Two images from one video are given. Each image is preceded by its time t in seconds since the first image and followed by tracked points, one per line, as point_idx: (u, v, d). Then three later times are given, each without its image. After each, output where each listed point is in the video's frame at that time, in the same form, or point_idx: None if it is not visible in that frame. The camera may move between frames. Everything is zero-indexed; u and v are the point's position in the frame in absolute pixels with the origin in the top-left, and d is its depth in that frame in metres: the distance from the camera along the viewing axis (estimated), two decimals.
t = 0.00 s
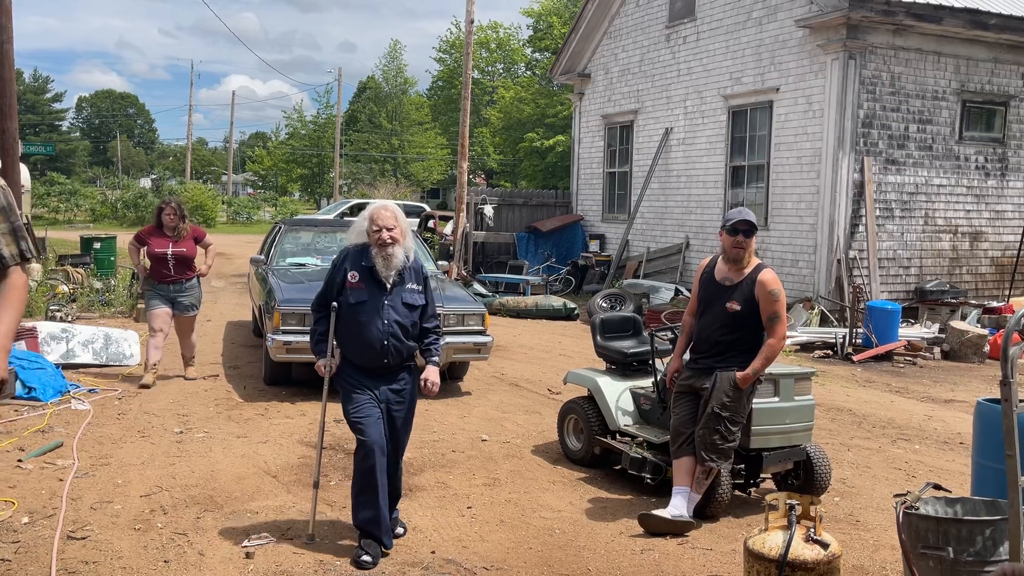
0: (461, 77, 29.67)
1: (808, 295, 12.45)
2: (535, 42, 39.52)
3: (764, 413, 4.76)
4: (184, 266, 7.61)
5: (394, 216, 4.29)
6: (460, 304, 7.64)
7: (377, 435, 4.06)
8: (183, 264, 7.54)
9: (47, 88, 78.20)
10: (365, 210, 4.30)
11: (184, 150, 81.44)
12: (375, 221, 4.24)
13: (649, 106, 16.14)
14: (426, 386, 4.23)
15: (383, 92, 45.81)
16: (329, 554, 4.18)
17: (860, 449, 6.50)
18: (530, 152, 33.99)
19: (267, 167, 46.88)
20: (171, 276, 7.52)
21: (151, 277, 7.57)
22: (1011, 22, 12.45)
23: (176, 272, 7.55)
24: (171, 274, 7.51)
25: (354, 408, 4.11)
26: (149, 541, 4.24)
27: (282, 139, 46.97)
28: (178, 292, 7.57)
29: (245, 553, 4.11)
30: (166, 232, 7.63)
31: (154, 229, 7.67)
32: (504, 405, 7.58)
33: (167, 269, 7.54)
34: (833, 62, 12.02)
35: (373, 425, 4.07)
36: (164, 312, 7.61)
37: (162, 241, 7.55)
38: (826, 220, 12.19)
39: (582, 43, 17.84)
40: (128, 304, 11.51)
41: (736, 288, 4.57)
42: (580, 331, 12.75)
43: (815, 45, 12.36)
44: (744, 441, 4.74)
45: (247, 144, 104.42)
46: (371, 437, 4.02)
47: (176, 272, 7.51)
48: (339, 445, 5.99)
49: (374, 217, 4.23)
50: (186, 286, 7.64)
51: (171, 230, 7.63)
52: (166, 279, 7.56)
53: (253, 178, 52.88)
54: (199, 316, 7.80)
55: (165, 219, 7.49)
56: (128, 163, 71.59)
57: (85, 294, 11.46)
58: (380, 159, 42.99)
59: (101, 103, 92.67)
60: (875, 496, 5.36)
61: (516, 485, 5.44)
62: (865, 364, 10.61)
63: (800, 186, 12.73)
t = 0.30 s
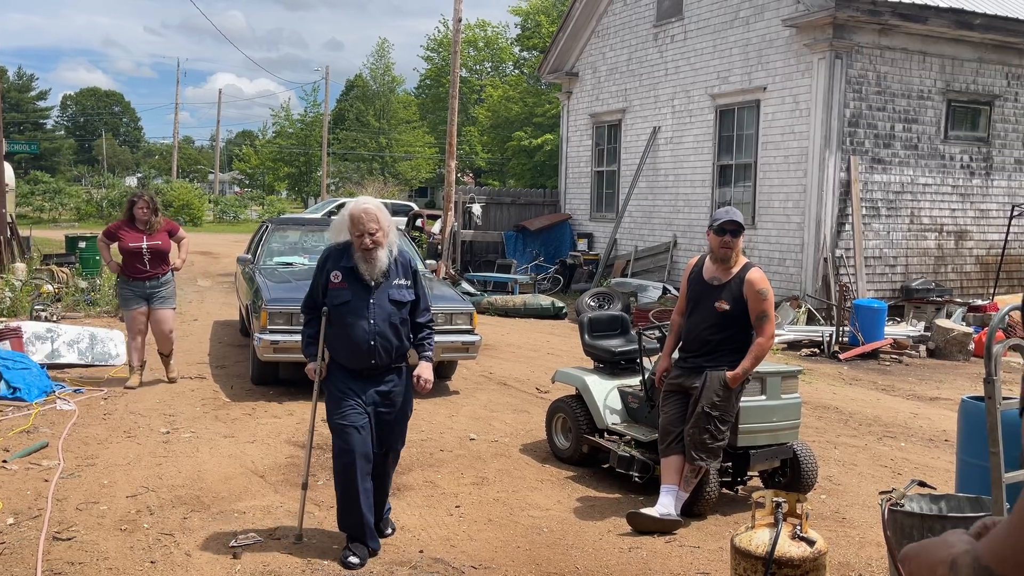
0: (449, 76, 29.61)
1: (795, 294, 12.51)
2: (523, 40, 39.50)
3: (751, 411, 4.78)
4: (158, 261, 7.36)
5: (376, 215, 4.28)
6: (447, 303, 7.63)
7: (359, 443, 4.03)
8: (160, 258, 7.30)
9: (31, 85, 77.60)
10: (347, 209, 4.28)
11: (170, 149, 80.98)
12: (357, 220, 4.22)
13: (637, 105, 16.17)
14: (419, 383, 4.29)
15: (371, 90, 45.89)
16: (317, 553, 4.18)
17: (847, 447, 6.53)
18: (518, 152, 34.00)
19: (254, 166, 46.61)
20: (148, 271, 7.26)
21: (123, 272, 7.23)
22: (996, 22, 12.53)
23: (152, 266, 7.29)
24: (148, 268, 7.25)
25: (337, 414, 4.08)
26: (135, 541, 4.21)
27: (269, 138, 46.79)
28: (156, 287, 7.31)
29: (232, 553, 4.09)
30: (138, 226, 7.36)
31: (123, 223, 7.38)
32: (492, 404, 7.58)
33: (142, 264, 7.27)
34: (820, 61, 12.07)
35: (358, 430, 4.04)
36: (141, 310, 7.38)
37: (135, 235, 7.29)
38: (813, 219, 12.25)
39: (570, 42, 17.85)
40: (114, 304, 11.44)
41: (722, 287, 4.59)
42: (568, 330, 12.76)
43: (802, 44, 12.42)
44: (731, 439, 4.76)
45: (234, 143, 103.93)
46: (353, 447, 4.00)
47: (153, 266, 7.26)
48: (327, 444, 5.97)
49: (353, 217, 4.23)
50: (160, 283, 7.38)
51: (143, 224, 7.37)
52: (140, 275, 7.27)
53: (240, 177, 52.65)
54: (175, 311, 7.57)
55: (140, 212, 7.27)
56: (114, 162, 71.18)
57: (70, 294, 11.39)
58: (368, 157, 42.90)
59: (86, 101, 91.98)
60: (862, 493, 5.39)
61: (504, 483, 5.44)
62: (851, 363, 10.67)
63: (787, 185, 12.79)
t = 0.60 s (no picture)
0: (438, 74, 29.56)
1: (783, 291, 12.56)
2: (512, 38, 39.46)
3: (739, 408, 4.81)
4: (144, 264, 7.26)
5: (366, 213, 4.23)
6: (437, 301, 7.63)
7: (349, 450, 4.01)
8: (147, 260, 7.21)
9: (16, 83, 77.00)
10: (335, 209, 4.23)
11: (157, 147, 80.54)
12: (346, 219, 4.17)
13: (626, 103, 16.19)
14: (418, 384, 4.30)
15: (359, 88, 45.86)
16: (305, 552, 4.17)
17: (835, 443, 6.57)
18: (507, 149, 34.00)
19: (242, 164, 46.43)
20: (134, 273, 7.17)
21: (108, 274, 7.13)
22: (982, 21, 12.60)
23: (137, 268, 7.18)
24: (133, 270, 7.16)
25: (327, 417, 4.05)
26: (124, 541, 4.19)
27: (257, 135, 46.61)
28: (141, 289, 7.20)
29: (221, 553, 4.08)
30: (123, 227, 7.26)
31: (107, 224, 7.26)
32: (482, 402, 7.58)
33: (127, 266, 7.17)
34: (808, 59, 12.11)
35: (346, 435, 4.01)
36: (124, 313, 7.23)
37: (121, 236, 7.19)
38: (801, 216, 12.30)
39: (559, 40, 17.85)
40: (101, 303, 11.37)
41: (712, 285, 4.60)
42: (557, 328, 12.77)
43: (789, 42, 12.46)
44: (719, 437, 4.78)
45: (221, 140, 103.41)
46: (341, 451, 3.99)
47: (138, 268, 7.17)
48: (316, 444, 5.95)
49: (342, 217, 4.18)
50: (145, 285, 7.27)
51: (129, 225, 7.27)
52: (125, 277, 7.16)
53: (228, 175, 52.43)
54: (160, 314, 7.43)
55: (127, 213, 7.19)
56: (100, 160, 70.76)
57: (56, 293, 11.32)
58: (358, 156, 42.81)
59: (71, 98, 91.36)
60: (849, 489, 5.43)
61: (494, 481, 5.45)
62: (839, 360, 10.72)
63: (775, 183, 12.84)
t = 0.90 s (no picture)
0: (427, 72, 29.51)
1: (773, 288, 12.60)
2: (502, 36, 39.40)
3: (729, 404, 4.82)
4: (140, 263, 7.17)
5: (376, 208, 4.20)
6: (427, 299, 7.61)
7: (346, 454, 3.99)
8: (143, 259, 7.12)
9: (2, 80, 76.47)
10: (347, 203, 4.20)
11: (146, 145, 80.15)
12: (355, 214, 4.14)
13: (616, 101, 16.20)
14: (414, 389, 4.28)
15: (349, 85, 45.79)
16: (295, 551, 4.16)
17: (824, 439, 6.60)
18: (498, 147, 34.01)
19: (231, 162, 46.26)
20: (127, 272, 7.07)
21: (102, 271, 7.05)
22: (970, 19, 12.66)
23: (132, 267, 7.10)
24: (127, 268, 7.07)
25: (325, 421, 4.03)
26: (113, 540, 4.17)
27: (246, 133, 46.45)
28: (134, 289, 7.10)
29: (211, 551, 4.07)
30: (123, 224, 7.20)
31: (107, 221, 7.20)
32: (473, 399, 7.57)
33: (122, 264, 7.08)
34: (797, 56, 12.14)
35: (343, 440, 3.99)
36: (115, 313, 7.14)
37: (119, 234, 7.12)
38: (791, 213, 12.34)
39: (549, 38, 17.84)
40: (90, 301, 11.32)
41: (705, 281, 4.61)
42: (548, 325, 12.78)
43: (779, 39, 12.49)
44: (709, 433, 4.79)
45: (210, 138, 102.99)
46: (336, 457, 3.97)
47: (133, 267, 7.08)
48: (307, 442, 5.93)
49: (353, 212, 4.14)
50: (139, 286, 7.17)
51: (129, 223, 7.21)
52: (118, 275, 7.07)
53: (217, 173, 52.25)
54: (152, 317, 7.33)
55: (127, 210, 7.14)
56: (89, 158, 70.39)
57: (45, 291, 11.26)
58: (348, 153, 42.72)
59: (58, 96, 90.80)
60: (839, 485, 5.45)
61: (485, 478, 5.44)
62: (828, 356, 10.77)
63: (765, 180, 12.87)
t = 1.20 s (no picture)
0: (420, 69, 29.45)
1: (765, 285, 12.63)
2: (494, 33, 39.35)
3: (720, 401, 4.83)
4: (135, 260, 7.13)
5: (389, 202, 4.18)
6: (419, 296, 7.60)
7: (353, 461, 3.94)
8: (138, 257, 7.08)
9: None
10: (362, 196, 4.16)
11: (137, 142, 79.81)
12: (367, 208, 4.10)
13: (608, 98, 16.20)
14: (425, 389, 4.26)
15: (341, 83, 45.71)
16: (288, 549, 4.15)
17: (816, 435, 6.61)
18: (490, 144, 33.97)
19: (223, 160, 46.09)
20: (123, 270, 7.04)
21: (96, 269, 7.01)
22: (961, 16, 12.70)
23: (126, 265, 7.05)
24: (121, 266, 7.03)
25: (334, 423, 3.96)
26: (104, 539, 4.16)
27: (238, 131, 46.28)
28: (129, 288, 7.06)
29: (203, 550, 4.05)
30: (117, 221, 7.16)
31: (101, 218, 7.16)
32: (466, 397, 7.56)
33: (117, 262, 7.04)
34: (789, 54, 12.16)
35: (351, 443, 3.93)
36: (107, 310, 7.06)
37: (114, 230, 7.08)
38: (782, 210, 12.37)
39: (541, 35, 17.82)
40: (81, 300, 11.26)
41: (694, 277, 4.63)
42: (541, 323, 12.78)
43: (771, 37, 12.50)
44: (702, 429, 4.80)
45: (201, 135, 102.56)
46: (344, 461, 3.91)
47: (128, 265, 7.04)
48: (299, 441, 5.91)
49: (368, 207, 4.11)
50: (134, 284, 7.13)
51: (123, 219, 7.16)
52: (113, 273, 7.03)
53: (209, 171, 52.05)
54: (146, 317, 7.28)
55: (121, 206, 7.09)
56: (80, 156, 70.05)
57: (35, 290, 11.21)
58: (341, 151, 42.64)
59: (48, 93, 90.32)
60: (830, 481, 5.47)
61: (478, 476, 5.44)
62: (820, 353, 10.80)
63: (757, 177, 12.89)
